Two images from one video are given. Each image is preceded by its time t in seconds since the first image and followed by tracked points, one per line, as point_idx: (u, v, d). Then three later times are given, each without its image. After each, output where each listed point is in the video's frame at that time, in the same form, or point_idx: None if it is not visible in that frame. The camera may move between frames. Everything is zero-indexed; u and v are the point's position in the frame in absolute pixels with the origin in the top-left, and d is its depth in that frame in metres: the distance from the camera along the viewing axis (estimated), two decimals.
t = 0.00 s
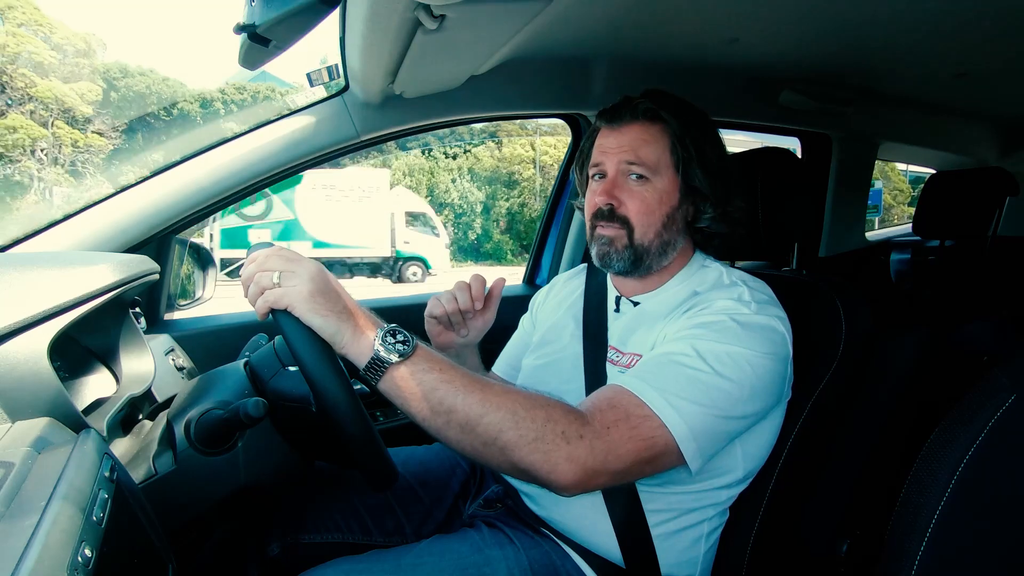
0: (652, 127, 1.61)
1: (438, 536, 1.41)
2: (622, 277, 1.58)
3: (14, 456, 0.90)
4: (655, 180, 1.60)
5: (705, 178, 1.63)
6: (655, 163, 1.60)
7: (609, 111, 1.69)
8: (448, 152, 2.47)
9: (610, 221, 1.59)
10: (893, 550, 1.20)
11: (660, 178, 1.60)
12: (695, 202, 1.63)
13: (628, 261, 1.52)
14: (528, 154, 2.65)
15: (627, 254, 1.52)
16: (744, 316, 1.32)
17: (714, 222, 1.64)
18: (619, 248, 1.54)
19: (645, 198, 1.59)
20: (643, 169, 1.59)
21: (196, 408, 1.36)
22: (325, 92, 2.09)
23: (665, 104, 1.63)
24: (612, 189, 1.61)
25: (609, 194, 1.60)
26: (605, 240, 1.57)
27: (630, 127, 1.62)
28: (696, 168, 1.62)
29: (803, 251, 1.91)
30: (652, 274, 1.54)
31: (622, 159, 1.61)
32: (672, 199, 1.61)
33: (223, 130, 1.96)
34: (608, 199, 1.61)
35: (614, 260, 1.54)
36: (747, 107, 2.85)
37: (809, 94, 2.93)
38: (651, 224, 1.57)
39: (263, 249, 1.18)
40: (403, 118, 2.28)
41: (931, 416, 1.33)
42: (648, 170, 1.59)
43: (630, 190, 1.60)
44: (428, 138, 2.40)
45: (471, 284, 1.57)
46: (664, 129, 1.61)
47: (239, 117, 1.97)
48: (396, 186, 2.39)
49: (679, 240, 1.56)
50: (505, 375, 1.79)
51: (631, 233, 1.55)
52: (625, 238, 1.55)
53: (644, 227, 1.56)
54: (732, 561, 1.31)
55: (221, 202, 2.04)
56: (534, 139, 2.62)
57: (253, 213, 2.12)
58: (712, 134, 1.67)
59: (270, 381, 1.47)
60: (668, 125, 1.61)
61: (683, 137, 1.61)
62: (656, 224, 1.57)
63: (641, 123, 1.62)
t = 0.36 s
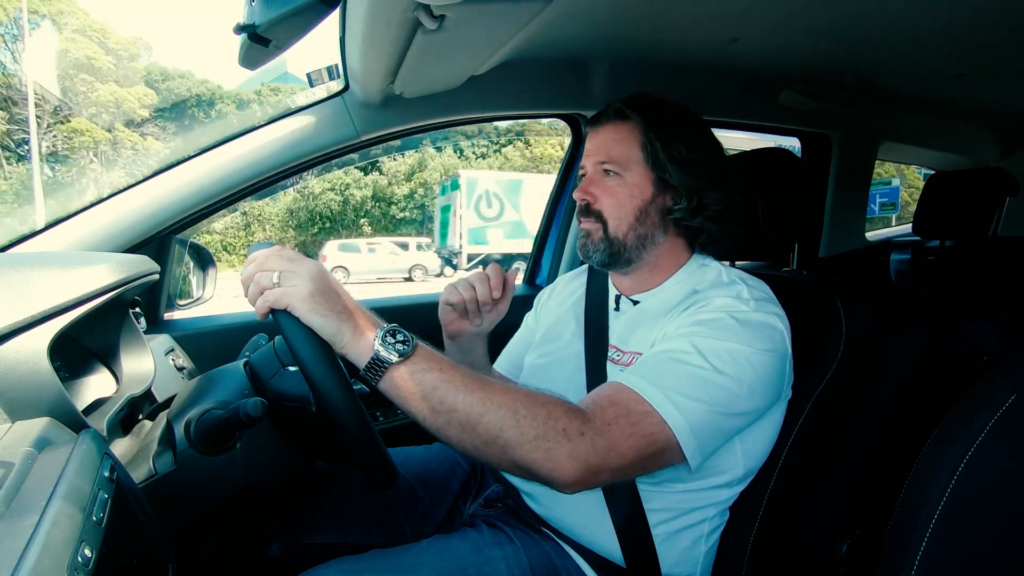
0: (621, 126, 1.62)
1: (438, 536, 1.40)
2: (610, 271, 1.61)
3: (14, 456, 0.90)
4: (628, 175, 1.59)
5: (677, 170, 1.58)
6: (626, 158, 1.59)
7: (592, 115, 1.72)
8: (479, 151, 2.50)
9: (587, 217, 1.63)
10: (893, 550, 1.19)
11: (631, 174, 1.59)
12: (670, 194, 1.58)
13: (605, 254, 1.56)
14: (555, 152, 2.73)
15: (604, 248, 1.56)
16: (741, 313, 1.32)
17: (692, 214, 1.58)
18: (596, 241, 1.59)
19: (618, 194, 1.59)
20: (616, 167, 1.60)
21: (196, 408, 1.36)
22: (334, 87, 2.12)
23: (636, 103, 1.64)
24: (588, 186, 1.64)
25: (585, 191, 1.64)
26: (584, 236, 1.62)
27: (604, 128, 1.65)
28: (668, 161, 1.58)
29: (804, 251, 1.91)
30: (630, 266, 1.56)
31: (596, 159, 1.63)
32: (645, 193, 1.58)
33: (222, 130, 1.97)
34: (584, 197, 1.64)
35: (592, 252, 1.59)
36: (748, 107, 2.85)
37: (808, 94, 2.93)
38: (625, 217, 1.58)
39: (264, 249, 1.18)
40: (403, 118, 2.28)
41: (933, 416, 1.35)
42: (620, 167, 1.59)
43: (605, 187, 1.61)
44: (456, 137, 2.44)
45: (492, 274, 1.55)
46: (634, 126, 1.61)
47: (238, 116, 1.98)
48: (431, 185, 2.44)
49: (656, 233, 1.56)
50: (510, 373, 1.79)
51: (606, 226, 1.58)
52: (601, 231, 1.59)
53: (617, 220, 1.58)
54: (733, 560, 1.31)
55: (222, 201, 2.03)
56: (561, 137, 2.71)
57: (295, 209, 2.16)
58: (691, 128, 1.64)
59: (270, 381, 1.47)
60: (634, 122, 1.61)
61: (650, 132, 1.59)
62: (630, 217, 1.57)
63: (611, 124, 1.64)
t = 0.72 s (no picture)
0: (604, 133, 1.63)
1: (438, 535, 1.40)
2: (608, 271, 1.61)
3: (14, 456, 0.90)
4: (614, 179, 1.59)
5: (659, 169, 1.57)
6: (610, 163, 1.59)
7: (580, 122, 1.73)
8: (513, 152, 2.54)
9: (581, 224, 1.62)
10: (892, 550, 1.19)
11: (617, 177, 1.59)
12: (656, 192, 1.57)
13: (599, 253, 1.56)
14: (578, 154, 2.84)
15: (597, 247, 1.57)
16: (740, 310, 1.32)
17: (678, 212, 1.56)
18: (591, 241, 1.59)
19: (606, 197, 1.59)
20: (602, 172, 1.60)
21: (197, 408, 1.36)
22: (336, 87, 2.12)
23: (617, 110, 1.65)
24: (579, 194, 1.64)
25: (576, 199, 1.64)
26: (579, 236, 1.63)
27: (590, 136, 1.66)
28: (649, 161, 1.57)
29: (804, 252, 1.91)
30: (624, 266, 1.56)
31: (584, 168, 1.64)
32: (632, 194, 1.58)
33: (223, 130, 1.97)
34: (576, 204, 1.64)
35: (586, 253, 1.60)
36: (748, 106, 2.85)
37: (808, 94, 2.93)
38: (614, 216, 1.57)
39: (265, 250, 1.18)
40: (403, 118, 2.28)
41: (931, 417, 1.37)
42: (605, 172, 1.60)
43: (594, 193, 1.61)
44: (490, 138, 2.47)
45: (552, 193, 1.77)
46: (615, 131, 1.62)
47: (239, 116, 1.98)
48: (470, 186, 2.48)
49: (646, 232, 1.55)
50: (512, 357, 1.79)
51: (600, 230, 1.58)
52: (595, 232, 1.59)
53: (609, 222, 1.57)
54: (732, 560, 1.31)
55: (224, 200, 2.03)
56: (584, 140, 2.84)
57: (339, 210, 2.24)
58: (675, 128, 1.64)
59: (271, 381, 1.47)
60: (615, 127, 1.62)
61: (630, 135, 1.60)
62: (620, 216, 1.57)
63: (595, 132, 1.65)
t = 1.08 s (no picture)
0: (595, 136, 1.63)
1: (437, 535, 1.40)
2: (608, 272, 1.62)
3: (14, 456, 0.90)
4: (608, 181, 1.59)
5: (649, 171, 1.55)
6: (604, 165, 1.60)
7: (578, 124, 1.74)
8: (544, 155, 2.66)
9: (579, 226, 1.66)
10: (892, 550, 1.19)
11: (611, 181, 1.59)
12: (650, 195, 1.56)
13: (597, 256, 1.58)
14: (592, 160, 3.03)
15: (596, 250, 1.59)
16: (740, 310, 1.32)
17: (671, 214, 1.54)
18: (590, 243, 1.61)
19: (600, 200, 1.60)
20: (597, 173, 1.61)
21: (197, 407, 1.36)
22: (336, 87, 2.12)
23: (610, 112, 1.65)
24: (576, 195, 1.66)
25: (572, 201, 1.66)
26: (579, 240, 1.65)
27: (584, 139, 1.66)
28: (640, 163, 1.56)
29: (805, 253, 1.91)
30: (624, 267, 1.57)
31: (581, 168, 1.65)
32: (625, 197, 1.58)
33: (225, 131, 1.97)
34: (576, 208, 1.67)
35: (587, 253, 1.62)
36: (748, 107, 2.86)
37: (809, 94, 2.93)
38: (609, 220, 1.58)
39: (264, 251, 1.18)
40: (403, 118, 2.28)
41: (931, 416, 1.34)
42: (599, 174, 1.60)
43: (591, 197, 1.62)
44: (523, 143, 2.57)
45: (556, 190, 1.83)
46: (607, 134, 1.62)
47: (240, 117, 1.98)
48: (507, 188, 2.53)
49: (642, 234, 1.56)
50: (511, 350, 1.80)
51: (594, 232, 1.60)
52: (592, 233, 1.61)
53: (603, 224, 1.59)
54: (733, 560, 1.31)
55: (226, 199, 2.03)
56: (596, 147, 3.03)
57: (382, 211, 2.39)
58: (670, 125, 1.61)
59: (271, 382, 1.47)
60: (605, 131, 1.62)
61: (620, 138, 1.59)
62: (614, 219, 1.58)
63: (587, 135, 1.65)
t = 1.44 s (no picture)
0: (605, 130, 1.63)
1: (437, 535, 1.40)
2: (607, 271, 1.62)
3: (14, 456, 0.90)
4: (614, 180, 1.59)
5: (658, 173, 1.55)
6: (610, 163, 1.59)
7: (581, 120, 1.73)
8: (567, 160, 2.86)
9: (579, 222, 1.65)
10: (892, 550, 1.19)
11: (616, 178, 1.58)
12: (655, 196, 1.56)
13: (596, 256, 1.58)
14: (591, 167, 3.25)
15: (594, 251, 1.58)
16: (740, 310, 1.32)
17: (676, 217, 1.55)
18: (586, 245, 1.61)
19: (603, 198, 1.59)
20: (602, 170, 1.60)
21: (197, 408, 1.36)
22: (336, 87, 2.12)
23: (620, 108, 1.64)
24: (577, 191, 1.65)
25: (574, 197, 1.65)
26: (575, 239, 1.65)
27: (590, 134, 1.65)
28: (650, 163, 1.56)
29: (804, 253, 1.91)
30: (623, 267, 1.57)
31: (585, 164, 1.64)
32: (631, 197, 1.57)
33: (224, 130, 1.97)
34: (575, 201, 1.65)
35: (585, 256, 1.61)
36: (748, 107, 2.85)
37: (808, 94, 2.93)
38: (611, 220, 1.58)
39: (264, 251, 1.18)
40: (403, 118, 2.28)
41: (931, 417, 1.35)
42: (606, 171, 1.60)
43: (593, 193, 1.61)
44: (552, 145, 2.71)
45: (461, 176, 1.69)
46: (615, 132, 1.61)
47: (240, 117, 1.98)
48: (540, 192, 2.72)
49: (644, 235, 1.56)
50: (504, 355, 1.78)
51: (594, 231, 1.60)
52: (590, 236, 1.60)
53: (604, 224, 1.58)
54: (732, 560, 1.31)
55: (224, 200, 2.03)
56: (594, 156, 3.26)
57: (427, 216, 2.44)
58: (676, 128, 1.60)
59: (271, 382, 1.47)
60: (616, 127, 1.61)
61: (631, 136, 1.58)
62: (616, 220, 1.57)
63: (596, 130, 1.65)
